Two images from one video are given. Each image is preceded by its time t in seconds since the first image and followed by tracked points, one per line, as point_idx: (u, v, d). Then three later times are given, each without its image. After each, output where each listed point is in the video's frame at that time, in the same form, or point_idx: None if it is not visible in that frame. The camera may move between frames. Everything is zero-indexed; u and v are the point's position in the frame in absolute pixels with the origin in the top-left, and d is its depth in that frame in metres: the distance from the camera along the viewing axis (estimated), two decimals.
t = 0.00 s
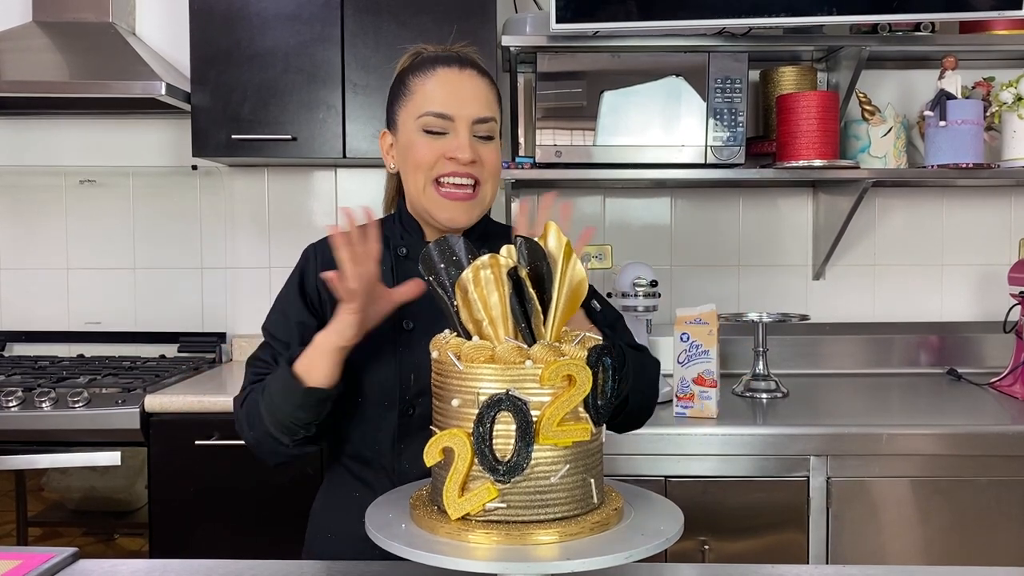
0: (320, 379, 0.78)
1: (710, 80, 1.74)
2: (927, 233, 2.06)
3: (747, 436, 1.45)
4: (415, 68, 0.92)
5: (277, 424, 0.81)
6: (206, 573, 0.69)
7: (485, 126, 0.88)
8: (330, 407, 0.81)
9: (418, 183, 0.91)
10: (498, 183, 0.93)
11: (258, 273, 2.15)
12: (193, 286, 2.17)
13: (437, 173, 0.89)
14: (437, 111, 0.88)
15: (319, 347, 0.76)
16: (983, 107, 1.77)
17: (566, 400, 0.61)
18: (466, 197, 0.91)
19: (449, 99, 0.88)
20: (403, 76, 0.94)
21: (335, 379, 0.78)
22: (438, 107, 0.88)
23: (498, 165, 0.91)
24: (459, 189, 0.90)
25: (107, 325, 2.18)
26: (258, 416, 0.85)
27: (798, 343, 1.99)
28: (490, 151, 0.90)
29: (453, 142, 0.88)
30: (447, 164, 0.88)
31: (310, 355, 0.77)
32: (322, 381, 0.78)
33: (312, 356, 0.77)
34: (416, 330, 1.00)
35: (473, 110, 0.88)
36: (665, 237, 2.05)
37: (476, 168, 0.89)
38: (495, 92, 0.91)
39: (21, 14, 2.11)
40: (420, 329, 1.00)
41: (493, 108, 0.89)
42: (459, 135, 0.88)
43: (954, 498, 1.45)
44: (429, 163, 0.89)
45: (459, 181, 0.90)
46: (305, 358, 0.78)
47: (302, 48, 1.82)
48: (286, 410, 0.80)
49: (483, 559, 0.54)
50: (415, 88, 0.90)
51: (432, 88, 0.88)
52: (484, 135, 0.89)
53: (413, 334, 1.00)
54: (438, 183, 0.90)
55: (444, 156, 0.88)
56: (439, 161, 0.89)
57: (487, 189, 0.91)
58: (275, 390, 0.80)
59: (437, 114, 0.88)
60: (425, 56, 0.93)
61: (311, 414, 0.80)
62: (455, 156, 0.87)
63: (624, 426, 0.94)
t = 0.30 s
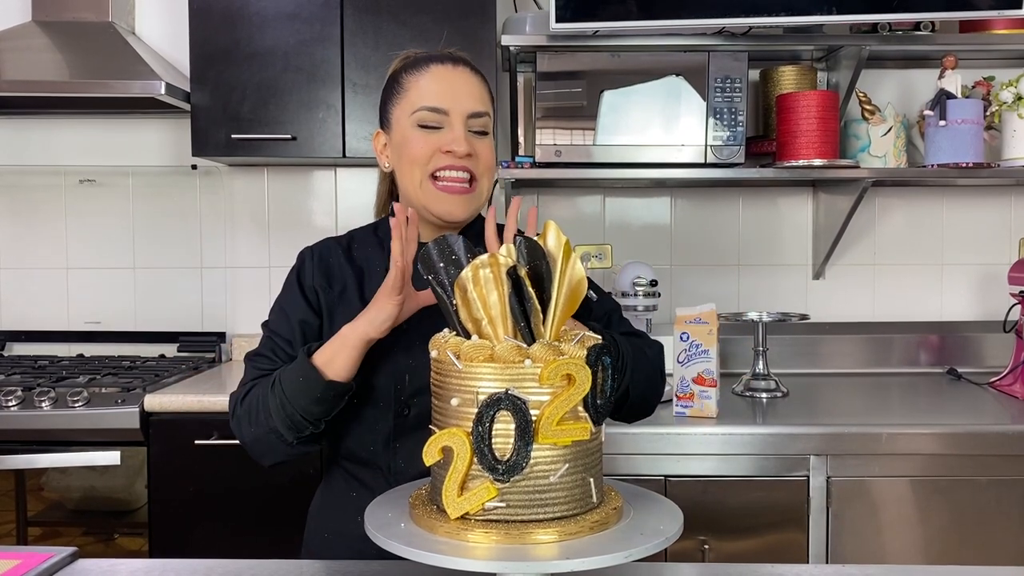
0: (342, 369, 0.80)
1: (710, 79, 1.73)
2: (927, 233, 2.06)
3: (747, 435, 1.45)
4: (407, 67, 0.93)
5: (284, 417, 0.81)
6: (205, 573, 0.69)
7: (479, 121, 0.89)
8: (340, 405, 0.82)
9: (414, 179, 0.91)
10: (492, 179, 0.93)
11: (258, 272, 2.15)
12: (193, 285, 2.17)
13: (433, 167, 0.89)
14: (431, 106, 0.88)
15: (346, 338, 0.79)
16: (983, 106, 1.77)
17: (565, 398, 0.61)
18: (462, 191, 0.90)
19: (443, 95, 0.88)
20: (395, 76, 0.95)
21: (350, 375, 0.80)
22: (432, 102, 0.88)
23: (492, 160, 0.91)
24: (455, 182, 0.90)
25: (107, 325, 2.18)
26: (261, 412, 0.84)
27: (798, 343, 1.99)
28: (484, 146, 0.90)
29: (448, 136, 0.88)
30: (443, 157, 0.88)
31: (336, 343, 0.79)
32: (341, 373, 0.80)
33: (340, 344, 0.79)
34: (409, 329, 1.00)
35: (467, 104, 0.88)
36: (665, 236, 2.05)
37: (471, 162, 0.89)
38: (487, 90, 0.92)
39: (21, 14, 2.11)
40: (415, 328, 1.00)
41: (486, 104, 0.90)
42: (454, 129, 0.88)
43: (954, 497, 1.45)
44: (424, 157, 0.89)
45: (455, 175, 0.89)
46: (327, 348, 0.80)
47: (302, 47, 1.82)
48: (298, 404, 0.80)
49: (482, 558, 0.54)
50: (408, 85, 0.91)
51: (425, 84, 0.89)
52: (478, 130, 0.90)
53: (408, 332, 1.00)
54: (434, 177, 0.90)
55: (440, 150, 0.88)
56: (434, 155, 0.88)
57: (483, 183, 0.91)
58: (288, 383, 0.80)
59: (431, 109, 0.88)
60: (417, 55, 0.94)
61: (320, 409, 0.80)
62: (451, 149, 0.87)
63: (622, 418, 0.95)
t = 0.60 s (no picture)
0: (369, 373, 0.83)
1: (710, 79, 1.73)
2: (927, 232, 2.06)
3: (747, 435, 1.45)
4: (405, 64, 0.92)
5: (309, 421, 0.84)
6: (205, 572, 0.69)
7: (474, 118, 0.89)
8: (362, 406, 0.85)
9: (406, 174, 0.91)
10: (485, 176, 0.93)
11: (258, 272, 2.15)
12: (193, 285, 2.17)
13: (425, 163, 0.89)
14: (425, 101, 0.88)
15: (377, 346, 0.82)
16: (983, 105, 1.77)
17: (565, 398, 0.61)
18: (453, 187, 0.90)
19: (437, 91, 0.88)
20: (392, 71, 0.95)
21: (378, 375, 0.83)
22: (427, 98, 0.88)
23: (484, 157, 0.91)
24: (446, 178, 0.90)
25: (106, 325, 2.18)
26: (279, 417, 0.85)
27: (798, 342, 1.99)
28: (477, 143, 0.90)
29: (441, 132, 0.88)
30: (435, 154, 0.88)
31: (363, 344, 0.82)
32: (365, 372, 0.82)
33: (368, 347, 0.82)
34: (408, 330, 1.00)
35: (461, 101, 0.88)
36: (665, 236, 2.05)
37: (463, 159, 0.88)
38: (483, 87, 0.92)
39: (21, 14, 2.10)
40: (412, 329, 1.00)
41: (481, 102, 0.90)
42: (447, 125, 0.88)
43: (954, 497, 1.45)
44: (417, 153, 0.89)
45: (447, 172, 0.89)
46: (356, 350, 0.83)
47: (302, 47, 1.82)
48: (324, 406, 0.82)
49: (482, 558, 0.54)
50: (404, 81, 0.91)
51: (420, 80, 0.89)
52: (472, 127, 0.89)
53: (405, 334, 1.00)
54: (426, 173, 0.90)
55: (432, 147, 0.88)
56: (426, 151, 0.88)
57: (475, 179, 0.91)
58: (313, 387, 0.82)
59: (425, 104, 0.88)
60: (415, 51, 0.94)
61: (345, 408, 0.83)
62: (443, 145, 0.87)
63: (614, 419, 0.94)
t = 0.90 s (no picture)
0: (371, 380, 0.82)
1: (710, 79, 1.73)
2: (927, 232, 2.06)
3: (746, 435, 1.45)
4: (403, 65, 0.93)
5: (314, 427, 0.84)
6: (204, 572, 0.69)
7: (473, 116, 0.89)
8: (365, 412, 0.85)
9: (407, 174, 0.91)
10: (487, 174, 0.92)
11: (258, 272, 2.15)
12: (193, 285, 2.17)
13: (426, 164, 0.89)
14: (424, 102, 0.88)
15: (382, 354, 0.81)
16: (983, 105, 1.77)
17: (565, 398, 0.61)
18: (455, 187, 0.90)
19: (436, 91, 0.88)
20: (390, 73, 0.95)
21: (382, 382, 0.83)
22: (426, 98, 0.88)
23: (485, 155, 0.90)
24: (447, 178, 0.89)
25: (107, 324, 2.18)
26: (285, 422, 0.85)
27: (798, 342, 1.99)
28: (477, 141, 0.89)
29: (441, 132, 0.87)
30: (435, 154, 0.87)
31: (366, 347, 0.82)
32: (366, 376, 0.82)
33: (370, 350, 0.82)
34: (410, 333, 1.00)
35: (460, 100, 0.88)
36: (665, 236, 2.05)
37: (464, 157, 0.88)
38: (482, 85, 0.91)
39: (21, 14, 2.10)
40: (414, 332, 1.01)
41: (480, 100, 0.90)
42: (447, 124, 0.88)
43: (954, 497, 1.45)
44: (418, 154, 0.88)
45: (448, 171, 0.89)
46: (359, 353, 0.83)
47: (302, 47, 1.82)
48: (329, 413, 0.83)
49: (481, 558, 0.54)
50: (403, 82, 0.91)
51: (419, 80, 0.89)
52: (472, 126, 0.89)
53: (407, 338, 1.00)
54: (427, 173, 0.89)
55: (433, 147, 0.87)
56: (427, 151, 0.88)
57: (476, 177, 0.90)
58: (318, 395, 0.82)
59: (424, 105, 0.88)
60: (412, 52, 0.94)
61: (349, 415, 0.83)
62: (443, 145, 0.87)
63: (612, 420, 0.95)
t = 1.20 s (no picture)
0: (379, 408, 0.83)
1: (710, 79, 1.73)
2: (927, 232, 2.05)
3: (747, 435, 1.45)
4: (395, 71, 0.93)
5: (325, 448, 0.85)
6: (204, 572, 0.69)
7: (472, 119, 0.89)
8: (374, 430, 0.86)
9: (410, 181, 0.91)
10: (489, 175, 0.93)
11: (258, 272, 2.15)
12: (193, 285, 2.17)
13: (428, 170, 0.89)
14: (423, 108, 0.88)
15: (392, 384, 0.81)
16: (983, 105, 1.77)
17: (565, 398, 0.61)
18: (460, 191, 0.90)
19: (433, 96, 0.88)
20: (383, 80, 0.95)
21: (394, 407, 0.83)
22: (424, 104, 0.88)
23: (487, 156, 0.91)
24: (451, 182, 0.89)
25: (107, 324, 2.18)
26: (295, 442, 0.86)
27: (798, 342, 1.99)
28: (478, 143, 0.90)
29: (441, 137, 0.87)
30: (438, 159, 0.88)
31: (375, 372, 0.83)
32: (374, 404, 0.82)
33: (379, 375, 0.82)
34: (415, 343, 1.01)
35: (458, 103, 0.88)
36: (665, 236, 2.05)
37: (467, 161, 0.88)
38: (477, 87, 0.92)
39: (21, 13, 2.11)
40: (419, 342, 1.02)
41: (477, 101, 0.90)
42: (446, 129, 0.88)
43: (953, 497, 1.45)
44: (420, 160, 0.88)
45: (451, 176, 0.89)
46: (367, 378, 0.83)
47: (302, 47, 1.82)
48: (339, 435, 0.83)
49: (482, 558, 0.54)
50: (398, 89, 0.91)
51: (414, 85, 0.89)
52: (471, 128, 0.89)
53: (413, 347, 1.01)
54: (430, 179, 0.89)
55: (435, 152, 0.88)
56: (429, 158, 0.88)
57: (481, 179, 0.91)
58: (328, 417, 0.83)
59: (423, 111, 0.88)
60: (404, 57, 0.94)
61: (358, 435, 0.83)
62: (446, 151, 0.87)
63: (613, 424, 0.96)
